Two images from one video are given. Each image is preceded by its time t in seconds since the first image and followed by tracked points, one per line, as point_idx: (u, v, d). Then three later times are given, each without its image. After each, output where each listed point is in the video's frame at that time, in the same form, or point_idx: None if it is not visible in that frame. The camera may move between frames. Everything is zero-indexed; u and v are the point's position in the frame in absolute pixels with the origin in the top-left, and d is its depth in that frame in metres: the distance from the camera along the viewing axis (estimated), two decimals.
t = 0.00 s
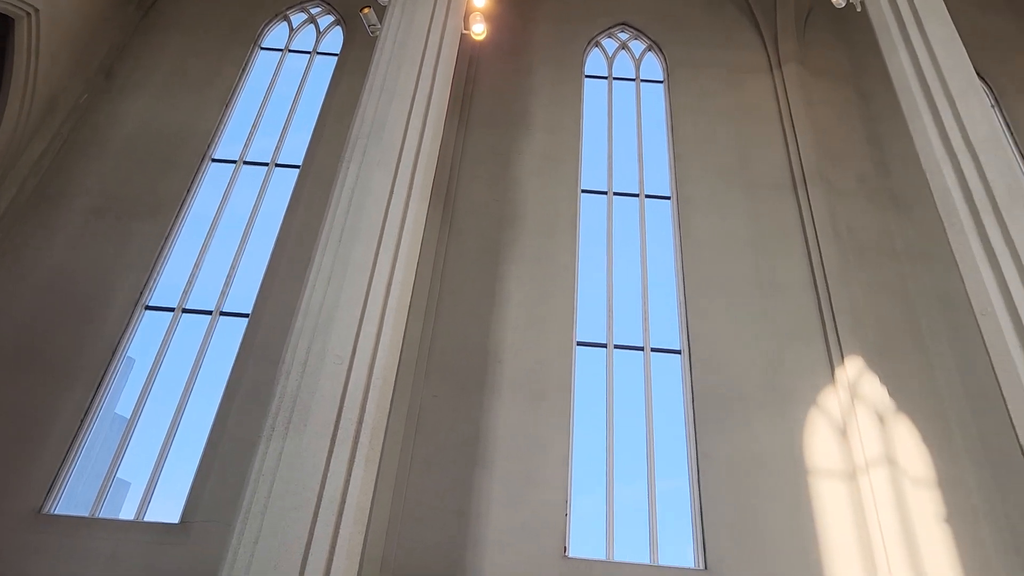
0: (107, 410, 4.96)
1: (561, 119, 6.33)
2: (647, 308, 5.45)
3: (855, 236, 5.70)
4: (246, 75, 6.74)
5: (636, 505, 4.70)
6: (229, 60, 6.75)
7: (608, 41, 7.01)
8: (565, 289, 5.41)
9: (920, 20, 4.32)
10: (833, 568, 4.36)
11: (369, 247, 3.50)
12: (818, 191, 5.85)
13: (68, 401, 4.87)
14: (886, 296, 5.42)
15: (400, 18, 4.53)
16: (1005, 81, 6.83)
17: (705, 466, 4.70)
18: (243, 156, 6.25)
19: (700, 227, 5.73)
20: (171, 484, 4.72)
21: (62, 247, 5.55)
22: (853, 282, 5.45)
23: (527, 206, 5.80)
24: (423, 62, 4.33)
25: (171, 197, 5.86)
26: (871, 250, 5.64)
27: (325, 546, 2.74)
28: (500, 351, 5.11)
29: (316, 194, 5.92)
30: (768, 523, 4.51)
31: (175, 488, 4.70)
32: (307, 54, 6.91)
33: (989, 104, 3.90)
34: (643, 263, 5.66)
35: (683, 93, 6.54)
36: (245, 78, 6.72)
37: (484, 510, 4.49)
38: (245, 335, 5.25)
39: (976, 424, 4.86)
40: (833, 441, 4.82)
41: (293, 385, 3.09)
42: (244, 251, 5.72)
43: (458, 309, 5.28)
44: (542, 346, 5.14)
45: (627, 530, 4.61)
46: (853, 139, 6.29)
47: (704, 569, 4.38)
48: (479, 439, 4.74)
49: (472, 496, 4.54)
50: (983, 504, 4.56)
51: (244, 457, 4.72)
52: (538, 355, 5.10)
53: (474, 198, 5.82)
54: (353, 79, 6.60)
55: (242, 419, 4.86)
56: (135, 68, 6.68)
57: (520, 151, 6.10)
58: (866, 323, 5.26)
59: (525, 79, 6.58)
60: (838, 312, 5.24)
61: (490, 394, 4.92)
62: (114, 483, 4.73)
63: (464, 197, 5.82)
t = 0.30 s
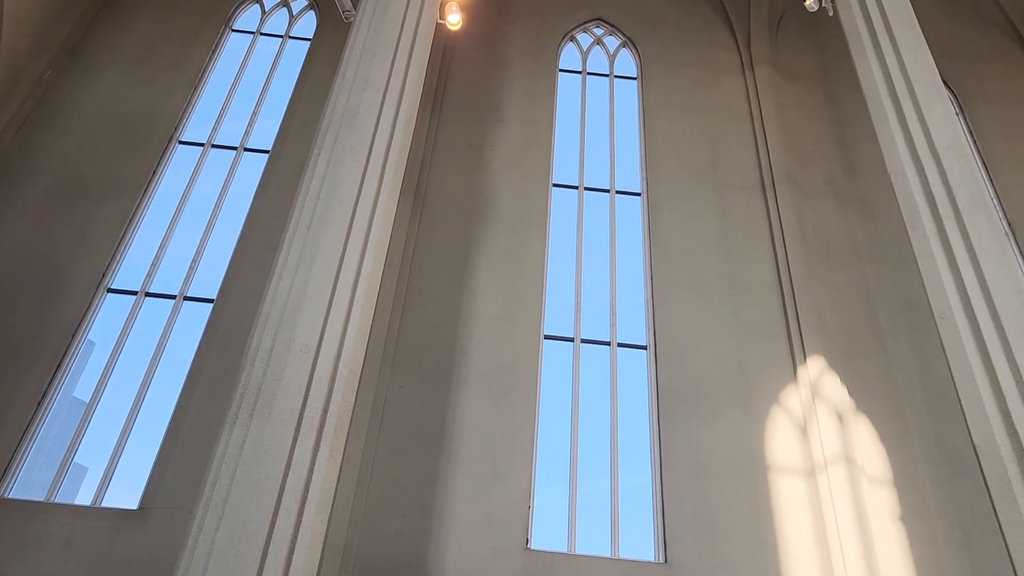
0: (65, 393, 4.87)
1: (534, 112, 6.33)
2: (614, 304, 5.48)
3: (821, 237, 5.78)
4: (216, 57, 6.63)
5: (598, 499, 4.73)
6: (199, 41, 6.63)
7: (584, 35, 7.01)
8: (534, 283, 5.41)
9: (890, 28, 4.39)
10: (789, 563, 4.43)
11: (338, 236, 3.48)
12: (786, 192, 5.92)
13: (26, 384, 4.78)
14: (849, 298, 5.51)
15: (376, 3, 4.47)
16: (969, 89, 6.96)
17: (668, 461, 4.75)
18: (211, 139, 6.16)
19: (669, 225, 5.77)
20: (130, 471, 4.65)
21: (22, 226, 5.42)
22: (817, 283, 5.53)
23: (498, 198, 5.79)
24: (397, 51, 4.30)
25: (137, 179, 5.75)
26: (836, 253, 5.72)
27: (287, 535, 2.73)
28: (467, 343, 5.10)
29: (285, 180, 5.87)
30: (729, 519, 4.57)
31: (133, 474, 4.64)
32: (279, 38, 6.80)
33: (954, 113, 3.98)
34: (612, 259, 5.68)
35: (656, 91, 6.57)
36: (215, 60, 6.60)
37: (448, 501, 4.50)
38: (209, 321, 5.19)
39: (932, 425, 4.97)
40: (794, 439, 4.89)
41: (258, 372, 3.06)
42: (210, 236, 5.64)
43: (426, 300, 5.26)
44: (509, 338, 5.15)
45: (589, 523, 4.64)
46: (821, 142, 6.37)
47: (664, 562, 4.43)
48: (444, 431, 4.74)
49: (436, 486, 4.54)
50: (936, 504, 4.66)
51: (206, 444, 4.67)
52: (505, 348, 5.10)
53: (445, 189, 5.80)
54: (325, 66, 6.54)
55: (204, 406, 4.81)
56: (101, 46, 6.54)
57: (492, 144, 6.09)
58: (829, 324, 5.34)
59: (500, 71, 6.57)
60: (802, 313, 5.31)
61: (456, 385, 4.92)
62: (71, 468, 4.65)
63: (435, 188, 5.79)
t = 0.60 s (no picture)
0: (21, 375, 4.78)
1: (508, 105, 6.32)
2: (583, 298, 5.50)
3: (787, 239, 5.86)
4: (186, 36, 6.51)
5: (561, 492, 4.75)
6: (169, 19, 6.51)
7: (560, 30, 7.00)
8: (503, 276, 5.41)
9: (861, 34, 4.46)
10: (747, 559, 4.50)
11: (306, 222, 3.45)
12: (754, 193, 5.99)
13: None
14: (813, 299, 5.58)
15: None
16: (935, 97, 7.09)
17: (631, 456, 4.78)
18: (179, 121, 6.05)
19: (638, 222, 5.80)
20: (86, 455, 4.57)
21: None
22: (782, 284, 5.60)
23: (469, 190, 5.78)
24: (371, 38, 4.26)
25: (101, 158, 5.64)
26: (801, 254, 5.80)
27: (247, 523, 2.71)
28: (434, 334, 5.08)
29: (253, 165, 5.79)
30: (689, 514, 4.62)
31: (90, 458, 4.56)
32: (252, 20, 6.70)
33: (921, 121, 4.05)
34: (582, 254, 5.70)
35: (629, 88, 6.60)
36: (184, 39, 6.48)
37: (411, 492, 4.49)
38: (172, 305, 5.11)
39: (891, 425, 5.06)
40: (755, 436, 4.96)
41: (221, 357, 3.02)
42: (175, 219, 5.55)
43: (394, 290, 5.23)
44: (477, 330, 5.15)
45: (551, 516, 4.66)
46: (790, 144, 6.45)
47: (625, 556, 4.46)
48: (409, 422, 4.72)
49: (399, 477, 4.53)
50: (892, 502, 4.75)
51: (166, 430, 4.61)
52: (472, 340, 5.10)
53: (416, 178, 5.77)
54: (298, 51, 6.46)
55: (165, 391, 4.74)
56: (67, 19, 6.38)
57: (465, 135, 6.06)
58: (793, 324, 5.42)
59: (474, 62, 6.54)
60: (767, 313, 5.38)
61: (423, 376, 4.90)
62: (25, 451, 4.57)
63: (406, 178, 5.76)
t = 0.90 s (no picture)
0: None
1: (481, 98, 6.30)
2: (551, 294, 5.50)
3: (754, 240, 5.91)
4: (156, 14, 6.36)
5: (523, 487, 4.75)
6: None
7: (536, 24, 6.98)
8: (471, 268, 5.40)
9: (832, 39, 4.51)
10: (705, 555, 4.54)
11: (273, 208, 3.40)
12: (723, 193, 6.04)
13: None
14: (777, 300, 5.65)
15: None
16: (902, 105, 7.19)
17: (593, 451, 4.80)
18: (146, 101, 5.92)
19: (608, 219, 5.81)
20: (40, 440, 4.47)
21: None
22: (748, 285, 5.66)
23: (440, 182, 5.75)
24: (344, 24, 4.22)
25: (64, 137, 5.51)
26: (767, 256, 5.85)
27: (202, 512, 2.67)
28: (400, 325, 5.05)
29: (220, 150, 5.71)
30: (649, 511, 4.65)
31: (43, 443, 4.46)
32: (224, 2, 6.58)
33: (887, 128, 4.11)
34: (551, 249, 5.70)
35: (603, 85, 6.61)
36: (155, 18, 6.33)
37: (372, 484, 4.46)
38: (133, 290, 5.02)
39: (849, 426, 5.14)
40: (717, 435, 5.00)
41: (181, 343, 2.98)
42: (139, 201, 5.44)
43: (361, 280, 5.19)
44: (443, 322, 5.13)
45: (512, 510, 4.66)
46: (760, 146, 6.50)
47: (584, 551, 4.47)
48: (372, 413, 4.69)
49: (361, 468, 4.50)
50: (847, 502, 4.84)
51: (123, 416, 4.54)
52: (438, 332, 5.08)
53: (386, 169, 5.73)
54: (269, 36, 6.38)
55: (124, 377, 4.67)
56: None
57: (437, 126, 6.03)
58: (757, 325, 5.47)
59: (449, 54, 6.51)
60: (731, 313, 5.43)
61: (387, 367, 4.87)
62: None
63: (376, 167, 5.72)
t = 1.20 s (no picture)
0: None
1: (454, 91, 6.27)
2: (518, 289, 5.50)
3: (721, 242, 5.96)
4: None
5: (484, 481, 4.74)
6: None
7: (511, 19, 6.96)
8: (439, 261, 5.38)
9: (803, 45, 4.56)
10: (662, 553, 4.57)
11: (236, 193, 3.36)
12: (692, 195, 6.07)
13: None
14: (742, 302, 5.69)
15: None
16: (871, 114, 7.29)
17: (556, 447, 4.81)
18: (113, 81, 5.78)
19: (577, 216, 5.82)
20: None
21: None
22: (714, 286, 5.70)
23: (410, 173, 5.71)
24: (317, 11, 4.18)
25: (26, 113, 5.35)
26: (733, 258, 5.90)
27: (155, 499, 2.63)
28: (366, 316, 5.02)
29: (187, 136, 5.66)
30: (609, 508, 4.67)
31: None
32: None
33: (853, 136, 4.16)
34: (519, 245, 5.69)
35: (577, 83, 6.61)
36: None
37: (331, 475, 4.43)
38: (93, 274, 4.95)
39: (808, 428, 5.20)
40: (678, 433, 5.03)
41: (138, 327, 2.93)
42: (103, 182, 5.33)
43: (326, 270, 5.14)
44: (408, 314, 5.10)
45: (472, 504, 4.65)
46: (730, 149, 6.55)
47: (543, 547, 4.49)
48: (334, 404, 4.66)
49: (321, 459, 4.46)
50: (803, 504, 4.90)
51: (78, 401, 4.46)
52: (404, 324, 5.05)
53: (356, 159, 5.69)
54: (241, 22, 6.30)
55: (80, 362, 4.60)
56: None
57: (409, 118, 5.99)
58: (720, 326, 5.52)
59: (423, 46, 6.47)
60: (696, 314, 5.47)
61: (350, 358, 4.84)
62: None
63: (346, 157, 5.67)
